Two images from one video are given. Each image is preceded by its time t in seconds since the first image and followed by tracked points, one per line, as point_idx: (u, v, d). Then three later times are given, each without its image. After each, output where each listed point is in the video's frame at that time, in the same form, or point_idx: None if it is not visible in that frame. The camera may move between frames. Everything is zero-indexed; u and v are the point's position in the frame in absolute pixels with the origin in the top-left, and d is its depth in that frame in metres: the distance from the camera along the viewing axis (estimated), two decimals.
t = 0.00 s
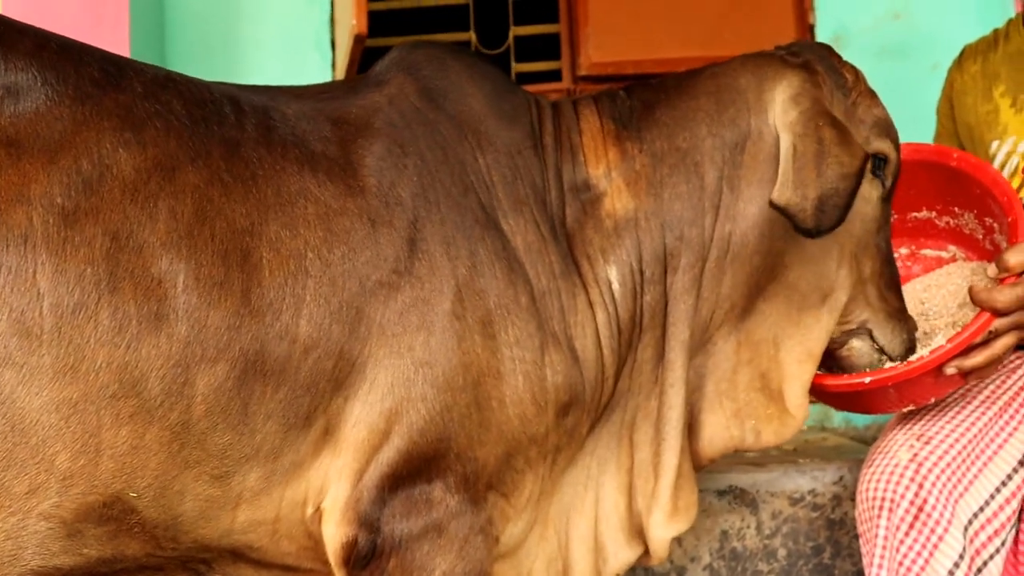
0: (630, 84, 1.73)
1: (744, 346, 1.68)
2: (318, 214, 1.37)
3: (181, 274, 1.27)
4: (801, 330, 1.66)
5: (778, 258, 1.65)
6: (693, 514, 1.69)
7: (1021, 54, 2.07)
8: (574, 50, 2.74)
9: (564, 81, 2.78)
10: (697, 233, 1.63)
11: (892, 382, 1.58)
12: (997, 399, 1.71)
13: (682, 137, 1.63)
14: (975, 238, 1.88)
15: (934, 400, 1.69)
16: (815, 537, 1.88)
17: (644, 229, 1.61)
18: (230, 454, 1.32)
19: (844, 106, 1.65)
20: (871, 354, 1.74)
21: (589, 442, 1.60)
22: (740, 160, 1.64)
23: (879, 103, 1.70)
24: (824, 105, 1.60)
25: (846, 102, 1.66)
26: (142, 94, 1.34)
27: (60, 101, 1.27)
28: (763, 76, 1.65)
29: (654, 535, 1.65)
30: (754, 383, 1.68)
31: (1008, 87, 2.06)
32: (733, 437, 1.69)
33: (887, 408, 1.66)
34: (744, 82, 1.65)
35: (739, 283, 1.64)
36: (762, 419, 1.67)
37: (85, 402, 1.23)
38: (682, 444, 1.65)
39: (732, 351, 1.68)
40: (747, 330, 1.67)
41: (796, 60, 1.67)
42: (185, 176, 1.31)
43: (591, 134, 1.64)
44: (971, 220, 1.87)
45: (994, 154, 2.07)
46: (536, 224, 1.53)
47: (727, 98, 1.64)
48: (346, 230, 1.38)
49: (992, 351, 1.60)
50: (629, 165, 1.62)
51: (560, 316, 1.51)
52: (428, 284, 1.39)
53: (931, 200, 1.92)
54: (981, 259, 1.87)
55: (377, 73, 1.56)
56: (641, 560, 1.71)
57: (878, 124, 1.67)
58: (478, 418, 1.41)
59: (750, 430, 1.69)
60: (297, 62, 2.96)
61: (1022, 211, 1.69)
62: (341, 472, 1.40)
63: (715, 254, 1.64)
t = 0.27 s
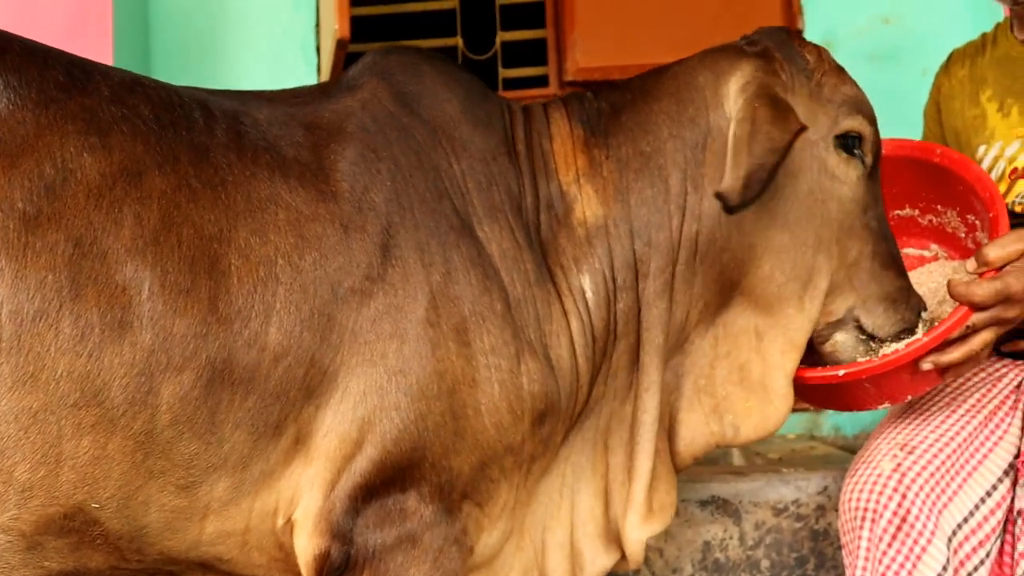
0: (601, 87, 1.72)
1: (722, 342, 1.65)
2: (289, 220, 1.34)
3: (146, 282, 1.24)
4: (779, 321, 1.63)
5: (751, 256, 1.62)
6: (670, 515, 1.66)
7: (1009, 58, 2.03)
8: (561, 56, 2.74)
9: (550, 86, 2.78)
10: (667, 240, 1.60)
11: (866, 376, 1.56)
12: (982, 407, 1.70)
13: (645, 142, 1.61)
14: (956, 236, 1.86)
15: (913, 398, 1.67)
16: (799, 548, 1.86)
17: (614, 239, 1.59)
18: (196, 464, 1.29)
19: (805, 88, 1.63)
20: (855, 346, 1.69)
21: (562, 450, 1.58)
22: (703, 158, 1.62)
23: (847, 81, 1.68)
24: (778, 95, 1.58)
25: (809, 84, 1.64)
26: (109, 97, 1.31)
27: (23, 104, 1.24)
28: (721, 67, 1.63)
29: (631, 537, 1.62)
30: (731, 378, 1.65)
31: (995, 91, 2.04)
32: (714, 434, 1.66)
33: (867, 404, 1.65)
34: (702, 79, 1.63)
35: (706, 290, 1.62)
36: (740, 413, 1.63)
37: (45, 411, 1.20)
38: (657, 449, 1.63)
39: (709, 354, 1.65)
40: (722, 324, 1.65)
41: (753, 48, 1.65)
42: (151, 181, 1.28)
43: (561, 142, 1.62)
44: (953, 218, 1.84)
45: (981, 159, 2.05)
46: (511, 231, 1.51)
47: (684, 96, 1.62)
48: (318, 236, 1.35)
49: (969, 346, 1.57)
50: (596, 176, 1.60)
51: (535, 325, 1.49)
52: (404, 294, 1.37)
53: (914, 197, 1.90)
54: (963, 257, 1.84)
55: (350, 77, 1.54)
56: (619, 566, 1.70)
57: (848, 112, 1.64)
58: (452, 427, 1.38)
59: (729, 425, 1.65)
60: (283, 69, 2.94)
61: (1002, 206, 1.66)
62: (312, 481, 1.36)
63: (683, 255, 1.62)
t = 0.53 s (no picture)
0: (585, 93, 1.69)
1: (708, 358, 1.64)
2: (264, 227, 1.32)
3: (117, 291, 1.22)
4: (768, 337, 1.62)
5: (740, 274, 1.60)
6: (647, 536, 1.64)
7: (999, 63, 2.02)
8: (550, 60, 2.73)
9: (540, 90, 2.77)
10: (651, 251, 1.58)
11: (855, 392, 1.55)
12: (971, 416, 1.68)
13: (631, 152, 1.59)
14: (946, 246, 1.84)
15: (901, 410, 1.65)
16: (785, 558, 1.84)
17: (597, 249, 1.56)
18: (168, 477, 1.27)
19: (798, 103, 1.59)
20: (854, 355, 1.69)
21: (542, 463, 1.56)
22: (693, 173, 1.59)
23: (841, 97, 1.65)
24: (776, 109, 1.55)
25: (803, 100, 1.60)
26: (82, 103, 1.29)
27: None
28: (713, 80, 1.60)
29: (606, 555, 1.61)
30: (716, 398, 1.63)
31: (985, 97, 2.02)
32: (697, 455, 1.65)
33: (856, 418, 1.63)
34: (693, 89, 1.60)
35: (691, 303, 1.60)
36: (724, 434, 1.62)
37: (13, 426, 1.18)
38: (636, 464, 1.61)
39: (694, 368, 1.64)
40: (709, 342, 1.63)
41: (748, 61, 1.61)
42: (124, 188, 1.26)
43: (545, 149, 1.59)
44: (943, 228, 1.82)
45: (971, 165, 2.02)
46: (491, 239, 1.49)
47: (676, 108, 1.60)
48: (292, 244, 1.33)
49: (958, 360, 1.56)
50: (580, 185, 1.58)
51: (514, 335, 1.47)
52: (379, 302, 1.35)
53: (904, 206, 1.88)
54: (953, 267, 1.82)
55: (330, 83, 1.52)
56: None
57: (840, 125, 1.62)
58: (428, 438, 1.36)
59: (714, 446, 1.64)
60: (269, 72, 2.92)
61: (991, 217, 1.64)
62: (286, 493, 1.35)
63: (669, 274, 1.59)
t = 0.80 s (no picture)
0: (573, 97, 1.68)
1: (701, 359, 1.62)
2: (252, 234, 1.32)
3: (105, 299, 1.21)
4: (761, 334, 1.60)
5: (730, 275, 1.59)
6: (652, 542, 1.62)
7: (992, 70, 2.01)
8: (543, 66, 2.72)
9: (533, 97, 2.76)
10: (643, 257, 1.57)
11: (842, 393, 1.54)
12: (964, 427, 1.67)
13: (619, 157, 1.58)
14: (938, 251, 1.83)
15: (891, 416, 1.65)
16: (777, 568, 1.83)
17: (587, 256, 1.56)
18: (157, 487, 1.27)
19: (785, 101, 1.58)
20: (843, 357, 1.65)
21: (534, 471, 1.54)
22: (681, 174, 1.58)
23: (827, 93, 1.64)
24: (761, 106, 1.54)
25: (789, 97, 1.59)
26: (69, 110, 1.28)
27: None
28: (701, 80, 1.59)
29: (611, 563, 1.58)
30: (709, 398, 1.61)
31: (979, 104, 2.01)
32: (692, 457, 1.62)
33: (844, 421, 1.63)
34: (678, 92, 1.59)
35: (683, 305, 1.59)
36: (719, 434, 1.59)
37: None
38: (636, 470, 1.59)
39: (688, 369, 1.62)
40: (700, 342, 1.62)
41: (732, 61, 1.60)
42: (111, 196, 1.25)
43: (533, 155, 1.59)
44: (934, 233, 1.82)
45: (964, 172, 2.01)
46: (480, 247, 1.48)
47: (661, 112, 1.59)
48: (281, 251, 1.32)
49: (947, 363, 1.55)
50: (570, 192, 1.57)
51: (504, 344, 1.46)
52: (368, 311, 1.34)
53: (895, 211, 1.87)
54: (944, 272, 1.81)
55: (319, 90, 1.51)
56: None
57: (828, 125, 1.61)
58: (418, 447, 1.36)
59: (709, 447, 1.61)
60: (264, 79, 2.91)
61: (982, 221, 1.63)
62: (275, 503, 1.33)
63: (661, 274, 1.58)
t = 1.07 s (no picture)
0: (572, 99, 1.69)
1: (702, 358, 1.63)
2: (255, 235, 1.32)
3: (108, 300, 1.22)
4: (763, 333, 1.61)
5: (731, 271, 1.59)
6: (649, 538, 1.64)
7: (991, 72, 2.02)
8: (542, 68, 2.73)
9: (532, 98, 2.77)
10: (644, 257, 1.58)
11: (841, 395, 1.55)
12: (961, 429, 1.68)
13: (619, 158, 1.58)
14: (936, 254, 1.84)
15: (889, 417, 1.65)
16: (775, 569, 1.84)
17: (588, 257, 1.56)
18: (161, 486, 1.27)
19: (783, 98, 1.59)
20: (855, 349, 1.67)
21: (536, 472, 1.54)
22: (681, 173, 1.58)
23: (824, 90, 1.64)
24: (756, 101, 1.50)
25: (786, 95, 1.59)
26: (72, 111, 1.29)
27: None
28: (693, 78, 1.58)
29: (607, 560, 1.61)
30: (709, 399, 1.63)
31: (977, 106, 2.02)
32: (690, 456, 1.65)
33: (844, 424, 1.63)
34: (675, 92, 1.59)
35: (682, 305, 1.60)
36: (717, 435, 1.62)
37: (5, 433, 1.17)
38: (635, 470, 1.62)
39: (688, 368, 1.63)
40: (702, 342, 1.63)
41: (728, 58, 1.60)
42: (115, 197, 1.25)
43: (533, 156, 1.60)
44: (932, 235, 1.83)
45: (962, 174, 2.03)
46: (482, 248, 1.49)
47: (658, 111, 1.59)
48: (284, 252, 1.32)
49: (945, 365, 1.56)
50: (569, 195, 1.58)
51: (506, 345, 1.46)
52: (370, 311, 1.34)
53: (894, 213, 1.88)
54: (942, 274, 1.82)
55: (322, 91, 1.51)
56: None
57: (827, 121, 1.61)
58: (421, 447, 1.36)
59: (706, 447, 1.64)
60: (263, 79, 2.92)
61: (980, 224, 1.65)
62: (277, 504, 1.34)
63: (661, 274, 1.59)
